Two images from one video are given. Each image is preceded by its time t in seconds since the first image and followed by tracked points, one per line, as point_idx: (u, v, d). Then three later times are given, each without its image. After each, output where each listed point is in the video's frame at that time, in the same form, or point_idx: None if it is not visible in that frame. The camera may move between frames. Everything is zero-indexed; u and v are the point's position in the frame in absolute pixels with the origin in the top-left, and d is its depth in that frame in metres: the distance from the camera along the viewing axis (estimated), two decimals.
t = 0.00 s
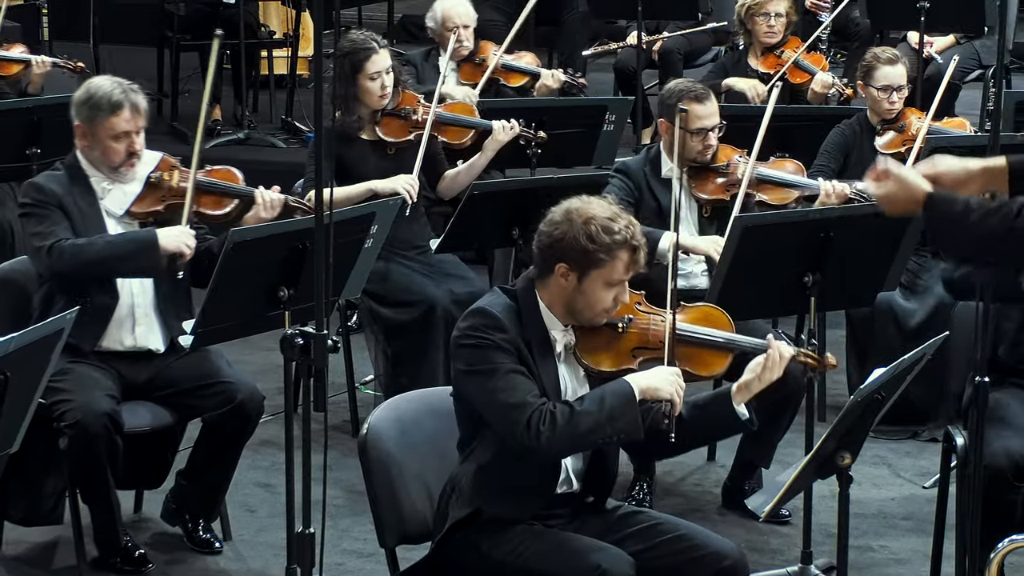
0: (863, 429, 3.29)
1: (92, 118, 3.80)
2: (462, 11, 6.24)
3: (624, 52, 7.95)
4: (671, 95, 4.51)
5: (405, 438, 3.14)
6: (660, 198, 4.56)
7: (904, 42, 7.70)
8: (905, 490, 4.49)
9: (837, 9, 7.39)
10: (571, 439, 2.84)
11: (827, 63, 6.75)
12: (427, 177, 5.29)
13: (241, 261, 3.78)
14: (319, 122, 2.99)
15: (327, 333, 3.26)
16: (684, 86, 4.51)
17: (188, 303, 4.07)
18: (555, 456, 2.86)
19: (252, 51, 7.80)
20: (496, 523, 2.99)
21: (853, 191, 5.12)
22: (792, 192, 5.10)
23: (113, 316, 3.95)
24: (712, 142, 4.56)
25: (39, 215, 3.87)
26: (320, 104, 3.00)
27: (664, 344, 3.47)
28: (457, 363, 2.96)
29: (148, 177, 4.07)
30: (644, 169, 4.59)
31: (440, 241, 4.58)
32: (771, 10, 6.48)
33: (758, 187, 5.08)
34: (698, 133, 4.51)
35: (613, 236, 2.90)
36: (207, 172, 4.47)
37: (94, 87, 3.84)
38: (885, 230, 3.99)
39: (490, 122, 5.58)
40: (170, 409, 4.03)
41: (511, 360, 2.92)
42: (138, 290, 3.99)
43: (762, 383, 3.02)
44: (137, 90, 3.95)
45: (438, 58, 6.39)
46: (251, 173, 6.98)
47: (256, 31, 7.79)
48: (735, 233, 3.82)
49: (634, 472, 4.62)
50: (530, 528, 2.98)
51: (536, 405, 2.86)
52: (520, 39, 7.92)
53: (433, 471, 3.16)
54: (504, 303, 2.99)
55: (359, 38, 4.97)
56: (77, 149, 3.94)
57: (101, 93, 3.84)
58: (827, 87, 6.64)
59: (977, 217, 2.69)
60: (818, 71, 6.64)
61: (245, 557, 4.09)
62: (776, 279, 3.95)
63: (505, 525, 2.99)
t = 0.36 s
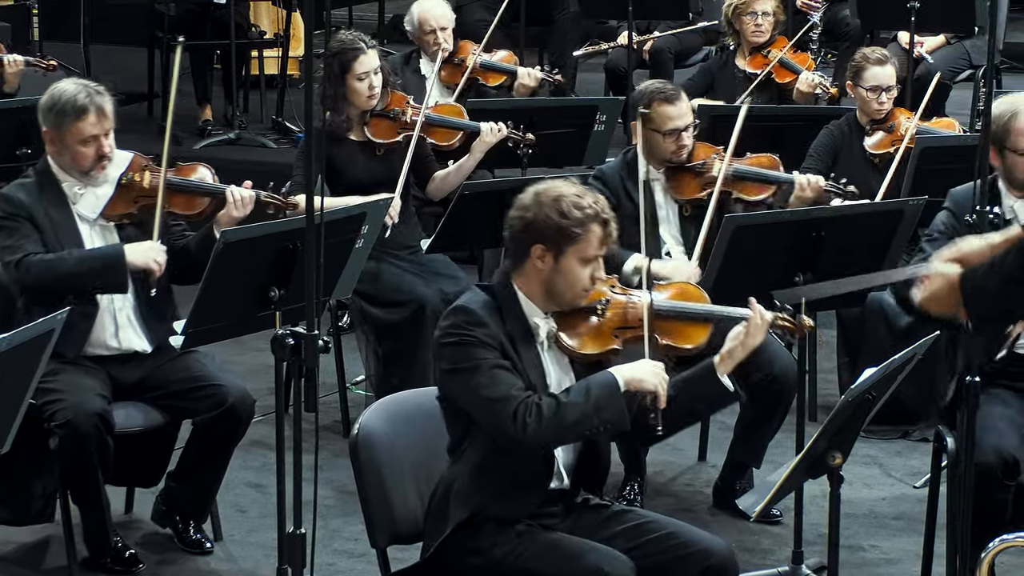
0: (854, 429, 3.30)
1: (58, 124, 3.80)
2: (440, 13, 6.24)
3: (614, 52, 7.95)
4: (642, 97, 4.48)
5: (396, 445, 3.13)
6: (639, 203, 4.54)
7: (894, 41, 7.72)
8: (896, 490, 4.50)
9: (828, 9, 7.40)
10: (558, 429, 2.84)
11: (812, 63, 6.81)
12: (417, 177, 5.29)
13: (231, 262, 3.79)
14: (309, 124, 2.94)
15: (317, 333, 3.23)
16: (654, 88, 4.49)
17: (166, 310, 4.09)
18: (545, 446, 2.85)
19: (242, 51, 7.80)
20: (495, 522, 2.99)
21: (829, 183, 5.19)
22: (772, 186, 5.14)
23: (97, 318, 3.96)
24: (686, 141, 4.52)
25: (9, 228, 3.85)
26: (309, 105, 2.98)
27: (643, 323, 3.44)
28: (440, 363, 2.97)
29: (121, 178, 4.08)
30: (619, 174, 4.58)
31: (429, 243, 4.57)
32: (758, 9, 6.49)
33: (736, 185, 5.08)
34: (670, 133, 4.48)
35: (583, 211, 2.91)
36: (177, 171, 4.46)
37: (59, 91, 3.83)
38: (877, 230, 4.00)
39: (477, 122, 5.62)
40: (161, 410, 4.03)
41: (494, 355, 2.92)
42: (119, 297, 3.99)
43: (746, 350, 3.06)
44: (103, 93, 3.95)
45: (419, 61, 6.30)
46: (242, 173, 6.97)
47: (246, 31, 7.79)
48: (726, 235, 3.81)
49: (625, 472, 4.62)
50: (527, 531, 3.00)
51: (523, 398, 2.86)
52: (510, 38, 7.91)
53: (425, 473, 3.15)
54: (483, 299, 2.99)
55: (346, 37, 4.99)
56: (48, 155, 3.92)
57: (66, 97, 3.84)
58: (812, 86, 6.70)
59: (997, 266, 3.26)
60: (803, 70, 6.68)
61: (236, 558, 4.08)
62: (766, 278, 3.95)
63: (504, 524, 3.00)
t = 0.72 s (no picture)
0: (845, 429, 3.29)
1: (33, 130, 3.81)
2: (427, 15, 6.22)
3: (605, 52, 7.95)
4: (620, 103, 4.48)
5: (388, 442, 3.12)
6: (619, 206, 4.60)
7: (885, 41, 7.73)
8: (886, 489, 4.50)
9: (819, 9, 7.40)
10: (527, 439, 2.84)
11: (804, 66, 6.68)
12: (408, 176, 5.28)
13: (223, 264, 3.79)
14: (301, 124, 2.96)
15: (309, 333, 3.22)
16: (632, 93, 4.49)
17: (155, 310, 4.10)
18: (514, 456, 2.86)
19: (233, 51, 7.80)
20: (486, 522, 3.00)
21: (807, 191, 5.16)
22: (751, 190, 5.14)
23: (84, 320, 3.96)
24: (665, 147, 4.54)
25: None
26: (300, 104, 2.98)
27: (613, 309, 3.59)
28: (414, 366, 2.96)
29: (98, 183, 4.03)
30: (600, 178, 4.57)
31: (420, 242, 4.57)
32: (751, 10, 6.51)
33: (714, 189, 5.07)
34: (648, 139, 4.50)
35: (545, 197, 2.96)
36: (154, 174, 4.46)
37: (33, 97, 3.84)
38: (867, 230, 3.99)
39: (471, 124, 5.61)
40: (151, 411, 4.04)
41: (467, 360, 2.92)
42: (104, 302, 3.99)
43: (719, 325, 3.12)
44: (80, 97, 3.94)
45: (409, 62, 6.37)
46: (233, 173, 6.97)
47: (237, 32, 7.78)
48: (715, 233, 3.82)
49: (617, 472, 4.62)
50: (517, 530, 3.00)
51: (490, 407, 2.87)
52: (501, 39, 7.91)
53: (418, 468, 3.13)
54: (450, 296, 3.01)
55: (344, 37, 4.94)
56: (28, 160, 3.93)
57: (40, 102, 3.84)
58: (802, 88, 6.56)
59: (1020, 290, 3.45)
60: (794, 74, 6.61)
61: (227, 558, 4.08)
62: (756, 275, 3.94)
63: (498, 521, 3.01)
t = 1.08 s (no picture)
0: (836, 429, 3.29)
1: (18, 134, 3.81)
2: (422, 15, 6.23)
3: (597, 52, 7.95)
4: (613, 99, 4.52)
5: (378, 440, 3.11)
6: (612, 202, 4.59)
7: (876, 41, 7.73)
8: (878, 489, 4.51)
9: (812, 9, 7.40)
10: (499, 460, 2.87)
11: (803, 68, 6.69)
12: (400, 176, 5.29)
13: (210, 265, 3.79)
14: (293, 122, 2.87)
15: (300, 334, 3.21)
16: (626, 89, 4.54)
17: (139, 308, 4.10)
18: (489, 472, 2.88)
19: (224, 51, 7.80)
20: (475, 522, 3.01)
21: (799, 187, 5.19)
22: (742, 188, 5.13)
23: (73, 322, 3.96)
24: (658, 143, 4.55)
25: None
26: (292, 105, 2.93)
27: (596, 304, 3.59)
28: (393, 370, 2.96)
29: (86, 185, 4.02)
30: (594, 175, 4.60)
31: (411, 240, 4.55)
32: (751, 10, 6.52)
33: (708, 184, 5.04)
34: (641, 135, 4.51)
35: (522, 191, 3.00)
36: (141, 177, 4.38)
37: (19, 99, 3.83)
38: (859, 230, 3.99)
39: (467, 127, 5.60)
40: (142, 412, 4.04)
41: (446, 367, 2.93)
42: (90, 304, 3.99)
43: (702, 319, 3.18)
44: (66, 99, 3.93)
45: (402, 62, 6.39)
46: (225, 173, 6.96)
47: (228, 32, 7.78)
48: (708, 233, 3.84)
49: (608, 472, 4.62)
50: (506, 531, 3.01)
51: (463, 422, 2.89)
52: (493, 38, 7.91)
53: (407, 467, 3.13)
54: (431, 298, 3.01)
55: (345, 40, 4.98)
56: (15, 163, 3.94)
57: (26, 105, 3.83)
58: (801, 91, 6.54)
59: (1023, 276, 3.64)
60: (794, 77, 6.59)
61: (219, 558, 4.08)
62: (747, 275, 3.94)
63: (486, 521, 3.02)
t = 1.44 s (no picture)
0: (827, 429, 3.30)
1: (14, 132, 3.82)
2: (417, 18, 6.23)
3: (587, 52, 7.95)
4: (617, 94, 4.52)
5: (367, 440, 3.10)
6: (613, 197, 4.57)
7: (866, 41, 7.74)
8: (869, 489, 4.51)
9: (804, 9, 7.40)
10: (482, 482, 2.87)
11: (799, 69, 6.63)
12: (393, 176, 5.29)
13: (204, 264, 3.80)
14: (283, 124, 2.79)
15: (291, 335, 3.19)
16: (630, 84, 4.53)
17: (133, 310, 4.10)
18: (472, 491, 2.89)
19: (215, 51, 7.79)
20: (465, 524, 3.00)
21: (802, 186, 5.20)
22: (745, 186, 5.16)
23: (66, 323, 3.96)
24: (661, 139, 4.53)
25: None
26: (284, 106, 2.88)
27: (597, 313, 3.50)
28: (387, 369, 2.97)
29: (81, 183, 4.03)
30: (596, 170, 4.61)
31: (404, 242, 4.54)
32: (745, 12, 6.52)
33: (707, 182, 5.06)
34: (645, 130, 4.49)
35: (529, 195, 3.00)
36: (135, 177, 4.38)
37: (15, 97, 3.84)
38: (850, 231, 4.00)
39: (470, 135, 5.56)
40: (134, 412, 4.04)
41: (439, 371, 2.93)
42: (82, 305, 3.99)
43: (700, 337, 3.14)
44: (62, 97, 3.94)
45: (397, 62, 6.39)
46: (216, 173, 6.96)
47: (218, 32, 7.77)
48: (700, 231, 3.83)
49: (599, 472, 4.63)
50: (497, 535, 2.98)
51: (453, 434, 2.89)
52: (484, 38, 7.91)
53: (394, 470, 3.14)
54: (430, 299, 3.03)
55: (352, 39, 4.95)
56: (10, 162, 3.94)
57: (22, 103, 3.84)
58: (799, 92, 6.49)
59: None
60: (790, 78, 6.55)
61: (210, 559, 4.08)
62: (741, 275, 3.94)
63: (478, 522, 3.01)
